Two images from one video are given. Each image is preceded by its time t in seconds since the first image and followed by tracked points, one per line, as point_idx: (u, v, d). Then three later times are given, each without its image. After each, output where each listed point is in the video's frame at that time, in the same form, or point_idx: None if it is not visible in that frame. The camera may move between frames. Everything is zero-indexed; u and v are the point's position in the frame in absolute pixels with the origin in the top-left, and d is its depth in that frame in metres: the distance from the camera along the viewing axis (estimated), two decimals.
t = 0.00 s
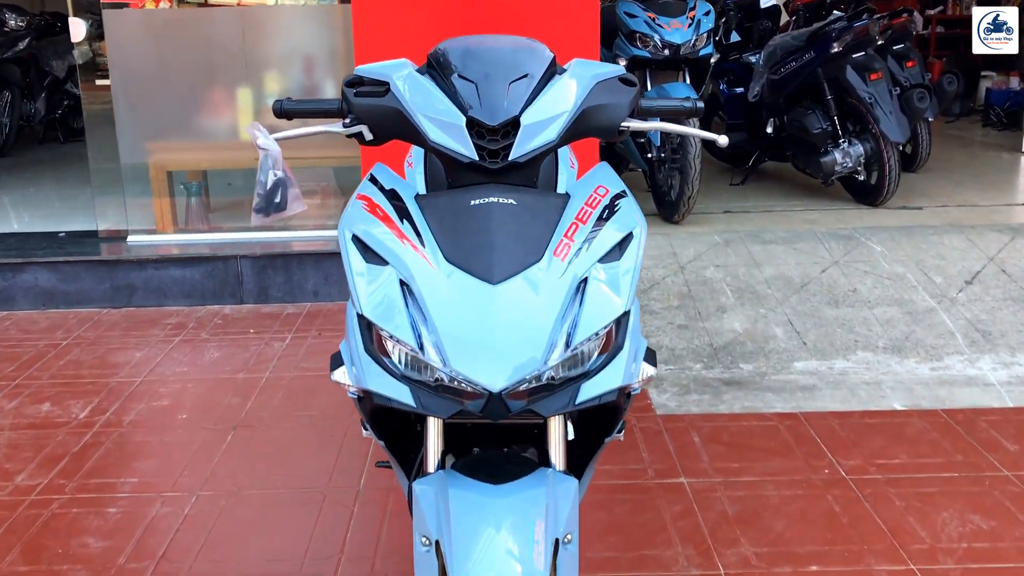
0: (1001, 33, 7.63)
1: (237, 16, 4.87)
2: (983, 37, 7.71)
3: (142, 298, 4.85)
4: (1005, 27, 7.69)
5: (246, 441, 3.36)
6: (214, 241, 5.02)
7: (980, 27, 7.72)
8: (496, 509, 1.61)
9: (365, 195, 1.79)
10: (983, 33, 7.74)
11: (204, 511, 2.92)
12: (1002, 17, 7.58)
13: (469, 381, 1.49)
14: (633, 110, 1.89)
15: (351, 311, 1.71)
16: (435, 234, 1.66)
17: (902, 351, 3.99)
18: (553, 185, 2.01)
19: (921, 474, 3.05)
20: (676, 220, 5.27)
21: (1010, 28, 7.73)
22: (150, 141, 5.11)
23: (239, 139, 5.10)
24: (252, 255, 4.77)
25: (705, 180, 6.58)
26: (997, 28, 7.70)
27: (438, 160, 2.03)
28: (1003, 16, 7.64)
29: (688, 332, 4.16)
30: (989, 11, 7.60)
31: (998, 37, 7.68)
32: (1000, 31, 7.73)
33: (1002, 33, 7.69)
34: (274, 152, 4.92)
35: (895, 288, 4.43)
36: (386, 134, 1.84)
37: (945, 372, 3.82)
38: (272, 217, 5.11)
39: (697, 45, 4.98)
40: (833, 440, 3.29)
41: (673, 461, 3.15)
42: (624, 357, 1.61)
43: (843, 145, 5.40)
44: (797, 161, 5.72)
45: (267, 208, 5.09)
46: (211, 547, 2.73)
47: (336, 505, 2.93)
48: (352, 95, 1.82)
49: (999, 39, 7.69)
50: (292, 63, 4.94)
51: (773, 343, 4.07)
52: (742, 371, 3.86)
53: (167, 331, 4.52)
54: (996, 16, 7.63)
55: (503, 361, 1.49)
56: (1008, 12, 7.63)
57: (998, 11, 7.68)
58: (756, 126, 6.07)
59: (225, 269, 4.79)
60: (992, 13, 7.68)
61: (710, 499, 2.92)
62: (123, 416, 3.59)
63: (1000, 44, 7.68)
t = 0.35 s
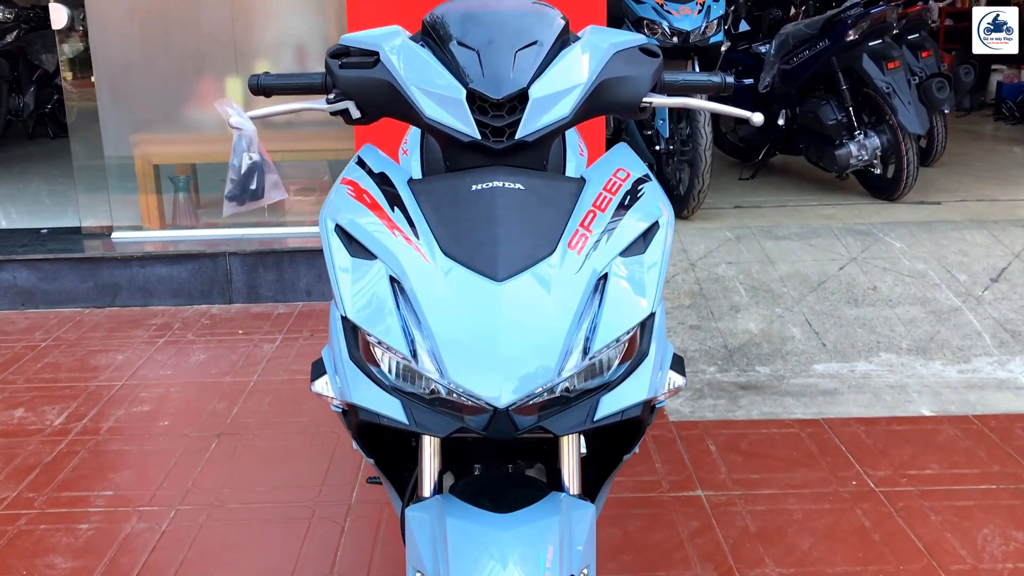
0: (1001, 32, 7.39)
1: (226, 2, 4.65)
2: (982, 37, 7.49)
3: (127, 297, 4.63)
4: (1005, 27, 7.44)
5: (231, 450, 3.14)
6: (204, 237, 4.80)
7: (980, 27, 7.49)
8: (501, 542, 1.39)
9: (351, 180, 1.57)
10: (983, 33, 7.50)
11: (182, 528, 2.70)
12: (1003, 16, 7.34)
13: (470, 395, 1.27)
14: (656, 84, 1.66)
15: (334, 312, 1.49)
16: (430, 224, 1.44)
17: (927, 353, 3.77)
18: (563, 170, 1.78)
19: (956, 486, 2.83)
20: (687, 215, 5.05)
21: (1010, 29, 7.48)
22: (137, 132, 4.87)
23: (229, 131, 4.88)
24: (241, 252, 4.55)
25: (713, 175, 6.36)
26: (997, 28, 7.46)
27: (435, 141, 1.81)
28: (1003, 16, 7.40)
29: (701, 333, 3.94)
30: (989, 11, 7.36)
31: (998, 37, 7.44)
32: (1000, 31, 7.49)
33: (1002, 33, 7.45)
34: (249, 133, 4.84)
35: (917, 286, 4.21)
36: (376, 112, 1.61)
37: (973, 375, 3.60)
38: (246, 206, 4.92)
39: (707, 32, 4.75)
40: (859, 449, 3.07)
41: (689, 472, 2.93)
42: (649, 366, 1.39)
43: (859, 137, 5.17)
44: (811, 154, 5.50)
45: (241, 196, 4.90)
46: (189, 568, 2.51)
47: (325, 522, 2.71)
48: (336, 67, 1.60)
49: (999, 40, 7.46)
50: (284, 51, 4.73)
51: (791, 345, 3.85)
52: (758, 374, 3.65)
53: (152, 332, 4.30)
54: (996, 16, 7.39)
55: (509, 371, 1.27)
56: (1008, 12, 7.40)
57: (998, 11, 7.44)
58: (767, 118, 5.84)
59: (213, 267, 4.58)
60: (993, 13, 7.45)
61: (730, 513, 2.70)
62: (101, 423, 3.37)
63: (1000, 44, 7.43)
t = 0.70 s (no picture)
0: (1001, 33, 7.10)
1: None
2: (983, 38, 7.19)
3: (117, 295, 4.51)
4: (1005, 27, 7.17)
5: (220, 452, 3.02)
6: (196, 234, 4.68)
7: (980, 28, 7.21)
8: (499, 553, 1.27)
9: (336, 158, 1.45)
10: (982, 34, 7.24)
11: (166, 533, 2.58)
12: (1002, 16, 7.08)
13: (465, 391, 1.15)
14: (666, 57, 1.54)
15: (318, 302, 1.37)
16: (421, 205, 1.32)
17: (941, 351, 3.65)
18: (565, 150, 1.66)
19: (976, 489, 2.71)
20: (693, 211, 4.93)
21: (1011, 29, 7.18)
22: (127, 127, 4.74)
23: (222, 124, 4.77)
24: (234, 249, 4.43)
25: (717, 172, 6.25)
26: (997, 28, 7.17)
27: (430, 120, 1.69)
28: (1003, 16, 7.13)
29: (706, 331, 3.82)
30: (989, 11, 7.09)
31: (998, 38, 7.15)
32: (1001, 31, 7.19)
33: (1003, 33, 7.17)
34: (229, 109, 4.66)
35: (929, 282, 4.09)
36: (364, 86, 1.49)
37: (989, 374, 3.48)
38: (225, 188, 4.76)
39: (712, 23, 4.65)
40: (873, 450, 2.95)
41: (696, 475, 2.81)
42: (662, 360, 1.27)
43: (867, 131, 5.06)
44: (817, 150, 5.38)
45: (220, 177, 4.73)
46: None
47: (315, 527, 2.58)
48: (321, 38, 1.48)
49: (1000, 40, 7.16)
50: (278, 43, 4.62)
51: (800, 343, 3.73)
52: (767, 373, 3.52)
53: (142, 330, 4.18)
54: (996, 15, 7.14)
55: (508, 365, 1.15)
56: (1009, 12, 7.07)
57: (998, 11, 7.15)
58: (773, 113, 5.74)
59: (205, 264, 4.46)
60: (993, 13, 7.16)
61: (740, 518, 2.58)
62: (86, 424, 3.25)
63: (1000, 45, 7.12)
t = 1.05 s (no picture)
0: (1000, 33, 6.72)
1: None
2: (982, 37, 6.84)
3: (112, 296, 4.47)
4: (1004, 28, 6.81)
5: (214, 454, 2.97)
6: (194, 235, 4.63)
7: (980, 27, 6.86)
8: (494, 558, 1.22)
9: (327, 149, 1.40)
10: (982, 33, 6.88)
11: (158, 537, 2.52)
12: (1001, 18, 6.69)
13: (458, 389, 1.10)
14: (668, 45, 1.49)
15: (307, 297, 1.32)
16: (414, 196, 1.27)
17: (946, 353, 3.60)
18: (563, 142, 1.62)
19: (983, 493, 2.66)
20: (695, 211, 4.88)
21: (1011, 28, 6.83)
22: (123, 126, 4.70)
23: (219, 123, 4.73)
24: (230, 250, 4.38)
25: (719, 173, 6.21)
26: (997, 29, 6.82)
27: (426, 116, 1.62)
28: (1002, 17, 6.77)
29: (708, 332, 3.77)
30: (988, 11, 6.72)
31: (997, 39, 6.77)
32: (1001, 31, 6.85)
33: (1001, 34, 6.80)
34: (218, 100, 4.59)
35: (933, 283, 4.04)
36: (356, 76, 1.44)
37: (996, 376, 3.42)
38: (212, 180, 4.68)
39: (714, 22, 4.61)
40: (879, 453, 2.89)
41: (699, 478, 2.75)
42: (663, 357, 1.22)
43: (870, 131, 5.01)
44: (819, 150, 5.34)
45: (207, 170, 4.64)
46: None
47: (310, 531, 2.53)
48: (312, 25, 1.43)
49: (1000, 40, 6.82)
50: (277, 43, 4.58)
51: (803, 344, 3.67)
52: (770, 375, 3.47)
53: (137, 332, 4.13)
54: (995, 16, 6.76)
55: (502, 362, 1.10)
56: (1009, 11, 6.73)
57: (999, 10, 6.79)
58: (775, 114, 5.69)
59: (202, 264, 4.41)
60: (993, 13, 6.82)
61: (743, 523, 2.52)
62: (78, 426, 3.20)
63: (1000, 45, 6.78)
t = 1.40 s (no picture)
0: (1000, 32, 6.47)
1: None
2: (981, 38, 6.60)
3: (112, 305, 4.45)
4: (1005, 27, 6.59)
5: (213, 465, 2.96)
6: (195, 243, 4.59)
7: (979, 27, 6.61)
8: None
9: (324, 165, 1.38)
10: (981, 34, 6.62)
11: (156, 550, 2.51)
12: (1002, 15, 6.44)
13: (456, 411, 1.09)
14: (669, 59, 1.47)
15: (304, 316, 1.31)
16: (412, 213, 1.26)
17: (948, 363, 3.58)
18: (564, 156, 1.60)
19: (987, 506, 2.63)
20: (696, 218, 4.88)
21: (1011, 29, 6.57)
22: (123, 134, 4.70)
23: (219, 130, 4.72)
24: (230, 258, 4.37)
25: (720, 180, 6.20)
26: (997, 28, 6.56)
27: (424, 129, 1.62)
28: (1003, 16, 6.53)
29: (710, 342, 3.75)
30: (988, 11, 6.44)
31: (997, 37, 6.54)
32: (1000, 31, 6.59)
33: (1002, 33, 6.55)
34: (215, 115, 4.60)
35: (936, 292, 4.02)
36: (354, 91, 1.43)
37: (999, 387, 3.40)
38: (210, 196, 4.72)
39: (715, 30, 4.60)
40: (881, 465, 2.87)
41: (700, 490, 2.73)
42: (665, 377, 1.20)
43: (872, 139, 4.99)
44: (820, 158, 5.32)
45: (205, 185, 4.69)
46: None
47: (308, 544, 2.51)
48: (309, 40, 1.41)
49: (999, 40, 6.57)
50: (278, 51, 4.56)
51: (805, 354, 3.66)
52: (772, 386, 3.45)
53: (137, 341, 4.12)
54: (995, 15, 6.51)
55: (501, 384, 1.09)
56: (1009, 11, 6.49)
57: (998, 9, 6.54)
58: (777, 121, 5.67)
59: (202, 273, 4.40)
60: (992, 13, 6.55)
61: (745, 536, 2.50)
62: (77, 436, 3.18)
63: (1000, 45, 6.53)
